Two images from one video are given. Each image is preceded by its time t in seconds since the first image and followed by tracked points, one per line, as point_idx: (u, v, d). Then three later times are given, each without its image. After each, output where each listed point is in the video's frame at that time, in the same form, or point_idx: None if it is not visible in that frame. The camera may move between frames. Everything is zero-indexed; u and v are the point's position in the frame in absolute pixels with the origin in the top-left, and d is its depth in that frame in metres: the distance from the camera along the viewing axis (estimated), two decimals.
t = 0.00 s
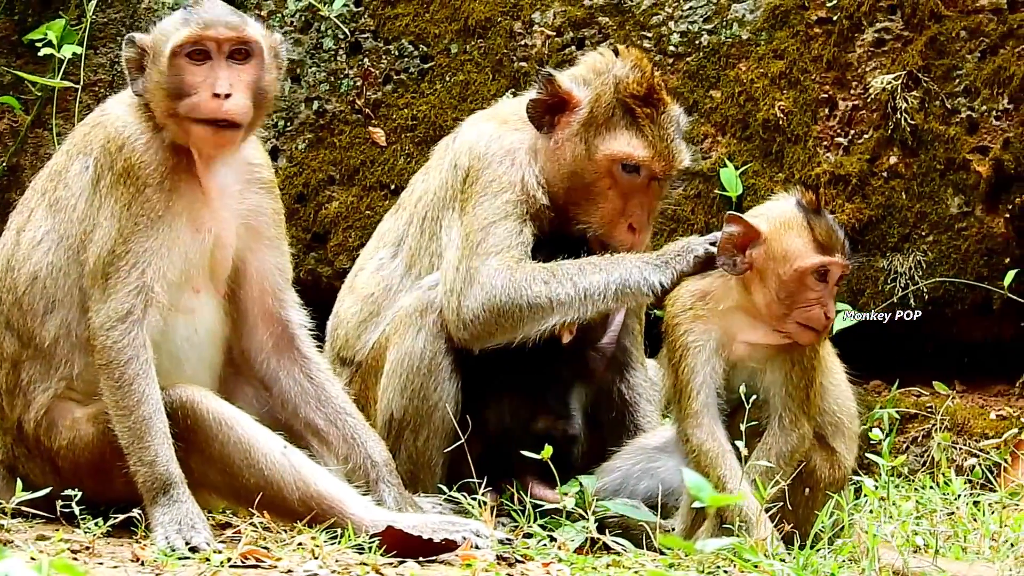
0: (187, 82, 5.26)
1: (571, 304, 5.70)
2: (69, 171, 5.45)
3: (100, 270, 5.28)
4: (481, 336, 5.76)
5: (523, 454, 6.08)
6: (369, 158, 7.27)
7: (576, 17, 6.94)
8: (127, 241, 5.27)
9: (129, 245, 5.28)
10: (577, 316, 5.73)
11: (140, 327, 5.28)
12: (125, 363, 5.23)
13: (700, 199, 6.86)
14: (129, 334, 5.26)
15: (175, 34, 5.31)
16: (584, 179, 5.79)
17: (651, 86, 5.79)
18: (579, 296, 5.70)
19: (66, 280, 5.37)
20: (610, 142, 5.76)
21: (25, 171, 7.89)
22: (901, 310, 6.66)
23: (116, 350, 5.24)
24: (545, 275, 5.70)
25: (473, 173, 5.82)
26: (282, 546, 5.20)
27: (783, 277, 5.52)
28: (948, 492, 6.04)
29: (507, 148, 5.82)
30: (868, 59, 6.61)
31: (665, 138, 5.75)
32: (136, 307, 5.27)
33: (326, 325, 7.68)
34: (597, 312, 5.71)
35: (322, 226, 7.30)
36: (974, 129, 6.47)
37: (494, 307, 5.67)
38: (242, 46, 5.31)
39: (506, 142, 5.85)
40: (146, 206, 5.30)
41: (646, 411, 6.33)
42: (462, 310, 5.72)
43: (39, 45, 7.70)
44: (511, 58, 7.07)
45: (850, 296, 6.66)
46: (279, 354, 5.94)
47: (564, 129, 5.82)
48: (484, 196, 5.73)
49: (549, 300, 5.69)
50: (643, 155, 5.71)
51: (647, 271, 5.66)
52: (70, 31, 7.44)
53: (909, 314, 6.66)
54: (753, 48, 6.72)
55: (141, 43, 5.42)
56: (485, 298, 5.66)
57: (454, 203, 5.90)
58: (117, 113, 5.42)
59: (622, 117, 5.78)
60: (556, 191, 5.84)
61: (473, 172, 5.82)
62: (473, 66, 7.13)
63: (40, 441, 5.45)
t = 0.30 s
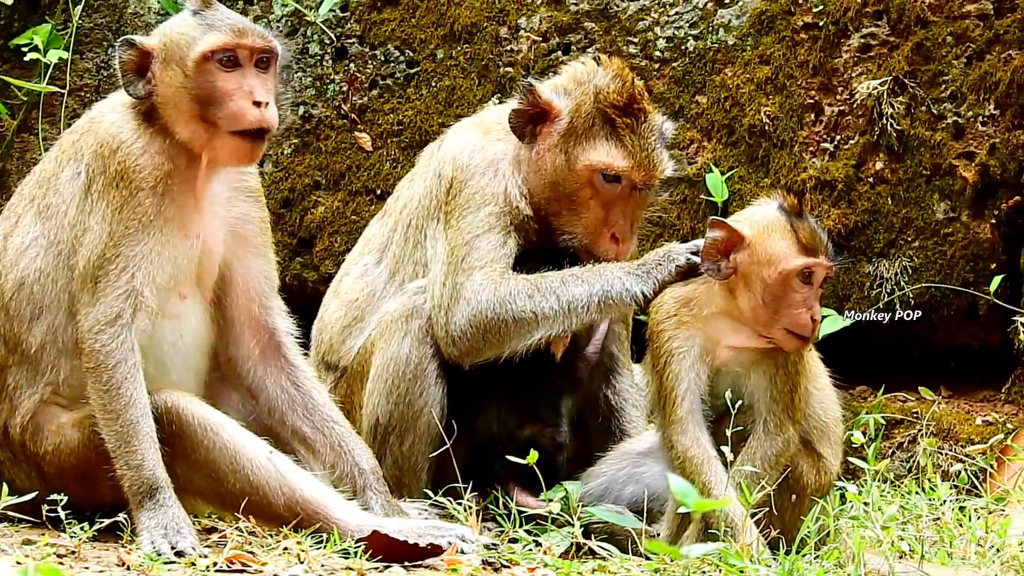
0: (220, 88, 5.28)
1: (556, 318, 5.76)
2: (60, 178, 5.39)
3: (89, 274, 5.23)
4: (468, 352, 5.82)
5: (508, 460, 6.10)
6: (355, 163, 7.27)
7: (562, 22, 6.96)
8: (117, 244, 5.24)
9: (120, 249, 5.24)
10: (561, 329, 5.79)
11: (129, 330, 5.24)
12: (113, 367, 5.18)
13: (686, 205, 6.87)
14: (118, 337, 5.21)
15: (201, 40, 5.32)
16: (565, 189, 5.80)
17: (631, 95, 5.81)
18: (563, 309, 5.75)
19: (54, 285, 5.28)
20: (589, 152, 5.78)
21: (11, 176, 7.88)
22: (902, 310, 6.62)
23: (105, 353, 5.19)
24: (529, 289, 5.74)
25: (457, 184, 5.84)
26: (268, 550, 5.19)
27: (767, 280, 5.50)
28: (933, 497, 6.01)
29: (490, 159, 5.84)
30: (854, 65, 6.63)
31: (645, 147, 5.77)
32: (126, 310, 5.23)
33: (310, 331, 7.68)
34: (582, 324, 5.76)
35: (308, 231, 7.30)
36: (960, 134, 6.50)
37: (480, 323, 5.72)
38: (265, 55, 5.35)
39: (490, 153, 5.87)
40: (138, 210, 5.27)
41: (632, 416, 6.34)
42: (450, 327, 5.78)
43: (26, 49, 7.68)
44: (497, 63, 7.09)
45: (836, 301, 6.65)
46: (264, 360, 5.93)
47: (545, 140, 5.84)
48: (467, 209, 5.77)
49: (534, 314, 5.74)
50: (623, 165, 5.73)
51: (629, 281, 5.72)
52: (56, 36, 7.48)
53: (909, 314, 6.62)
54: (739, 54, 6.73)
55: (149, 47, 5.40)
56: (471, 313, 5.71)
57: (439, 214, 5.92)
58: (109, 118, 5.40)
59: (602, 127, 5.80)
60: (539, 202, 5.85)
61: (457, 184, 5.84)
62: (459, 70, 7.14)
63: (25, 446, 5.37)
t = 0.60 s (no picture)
0: (209, 87, 5.18)
1: (550, 326, 5.78)
2: (53, 182, 5.34)
3: (83, 278, 5.18)
4: (463, 361, 5.83)
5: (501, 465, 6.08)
6: (345, 168, 7.28)
7: (552, 27, 7.00)
8: (111, 248, 5.18)
9: (115, 253, 5.18)
10: (556, 337, 5.81)
11: (122, 334, 5.18)
12: (106, 371, 5.12)
13: (677, 209, 6.87)
14: (111, 341, 5.15)
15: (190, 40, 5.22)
16: (559, 195, 5.81)
17: (622, 99, 5.80)
18: (557, 317, 5.78)
19: (46, 289, 5.26)
20: (582, 157, 5.77)
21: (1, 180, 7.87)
22: (902, 309, 6.60)
23: (98, 357, 5.13)
24: (523, 297, 5.75)
25: (453, 192, 5.84)
26: (258, 555, 5.11)
27: (761, 286, 5.49)
28: (924, 501, 5.98)
29: (485, 167, 5.84)
30: (845, 69, 6.64)
31: (638, 151, 5.76)
32: (119, 314, 5.18)
33: (300, 336, 7.67)
34: (576, 331, 5.79)
35: (298, 236, 7.29)
36: (950, 138, 6.51)
37: (476, 333, 5.74)
38: (253, 56, 5.22)
39: (484, 160, 5.87)
40: (134, 213, 5.21)
41: (624, 421, 6.35)
42: (446, 335, 5.79)
43: (16, 53, 7.68)
44: (487, 67, 7.12)
45: (827, 305, 6.63)
46: (256, 365, 5.92)
47: (538, 146, 5.84)
48: (462, 216, 5.77)
49: (528, 322, 5.76)
50: (615, 169, 5.73)
51: (621, 286, 5.74)
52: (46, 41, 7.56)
53: (909, 313, 6.61)
54: (730, 58, 6.77)
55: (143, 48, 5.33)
56: (466, 322, 5.72)
57: (433, 220, 5.93)
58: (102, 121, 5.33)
59: (594, 131, 5.79)
60: (533, 208, 5.86)
61: (452, 191, 5.84)
62: (449, 75, 7.18)
63: (16, 451, 5.31)
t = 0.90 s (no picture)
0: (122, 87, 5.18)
1: (542, 329, 5.79)
2: (41, 182, 5.36)
3: (71, 282, 5.16)
4: (457, 365, 5.85)
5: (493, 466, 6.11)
6: (339, 170, 7.29)
7: (547, 28, 7.00)
8: (98, 253, 5.16)
9: (100, 257, 5.17)
10: (548, 340, 5.82)
11: (112, 338, 5.17)
12: (96, 375, 5.11)
13: (671, 211, 6.88)
14: (101, 345, 5.14)
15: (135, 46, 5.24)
16: (550, 199, 5.81)
17: (613, 101, 5.82)
18: (549, 320, 5.79)
19: (37, 291, 5.26)
20: (573, 160, 5.78)
21: None
22: (902, 310, 6.57)
23: (89, 361, 5.12)
24: (515, 301, 5.76)
25: (445, 195, 5.84)
26: (253, 557, 5.08)
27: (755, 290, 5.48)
28: (919, 503, 5.97)
29: (477, 169, 5.84)
30: (839, 70, 6.64)
31: (629, 153, 5.78)
32: (108, 319, 5.16)
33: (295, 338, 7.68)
34: (568, 334, 5.81)
35: (293, 238, 7.31)
36: (945, 140, 6.51)
37: (469, 336, 5.75)
38: (176, 51, 5.21)
39: (475, 162, 5.87)
40: (116, 216, 5.20)
41: (618, 423, 6.34)
42: (439, 338, 5.80)
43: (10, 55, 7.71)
44: (481, 69, 7.14)
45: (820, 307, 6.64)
46: (250, 366, 5.91)
47: (530, 149, 5.84)
48: (455, 220, 5.77)
49: (521, 325, 5.77)
50: (606, 172, 5.74)
51: (613, 289, 5.76)
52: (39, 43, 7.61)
53: (910, 314, 6.58)
54: (723, 59, 6.77)
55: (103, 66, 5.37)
56: (459, 326, 5.73)
57: (426, 223, 5.92)
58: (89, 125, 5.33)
59: (585, 134, 5.81)
60: (525, 212, 5.86)
61: (445, 194, 5.84)
62: (443, 77, 7.19)
63: (9, 453, 5.29)
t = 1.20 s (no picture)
0: (149, 89, 5.19)
1: (537, 335, 5.82)
2: (40, 182, 5.31)
3: (71, 280, 5.16)
4: (455, 372, 5.88)
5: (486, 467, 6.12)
6: (335, 170, 7.29)
7: (542, 30, 7.01)
8: (98, 252, 5.17)
9: (101, 256, 5.17)
10: (545, 344, 5.85)
11: (111, 336, 5.17)
12: (95, 373, 5.11)
13: (667, 212, 6.88)
14: (100, 344, 5.15)
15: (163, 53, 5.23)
16: (544, 201, 5.81)
17: (600, 99, 5.84)
18: (545, 325, 5.81)
19: (34, 291, 5.23)
20: (565, 161, 5.79)
21: None
22: (902, 309, 6.58)
23: (88, 359, 5.12)
24: (510, 307, 5.79)
25: (437, 202, 5.86)
26: (248, 557, 5.06)
27: (753, 288, 5.49)
28: (914, 504, 5.96)
29: (468, 174, 5.85)
30: (834, 72, 6.64)
31: (621, 149, 5.79)
32: (108, 317, 5.17)
33: (291, 338, 7.69)
34: (564, 339, 5.84)
35: (288, 239, 7.31)
36: (940, 142, 6.51)
37: (465, 344, 5.78)
38: (206, 60, 5.25)
39: (467, 168, 5.88)
40: (118, 217, 5.21)
41: (613, 424, 6.32)
42: (436, 345, 5.82)
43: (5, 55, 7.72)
44: (477, 70, 7.15)
45: (816, 308, 6.64)
46: (245, 367, 5.92)
47: (522, 153, 5.84)
48: (448, 225, 5.80)
49: (517, 331, 5.80)
50: (599, 170, 5.75)
51: (608, 292, 5.78)
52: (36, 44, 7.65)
53: (909, 313, 6.59)
54: (719, 61, 6.78)
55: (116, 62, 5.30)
56: (455, 334, 5.76)
57: (419, 228, 5.93)
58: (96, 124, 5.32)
59: (575, 134, 5.81)
60: (520, 217, 5.86)
61: (436, 202, 5.86)
62: (439, 78, 7.20)
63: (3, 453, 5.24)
